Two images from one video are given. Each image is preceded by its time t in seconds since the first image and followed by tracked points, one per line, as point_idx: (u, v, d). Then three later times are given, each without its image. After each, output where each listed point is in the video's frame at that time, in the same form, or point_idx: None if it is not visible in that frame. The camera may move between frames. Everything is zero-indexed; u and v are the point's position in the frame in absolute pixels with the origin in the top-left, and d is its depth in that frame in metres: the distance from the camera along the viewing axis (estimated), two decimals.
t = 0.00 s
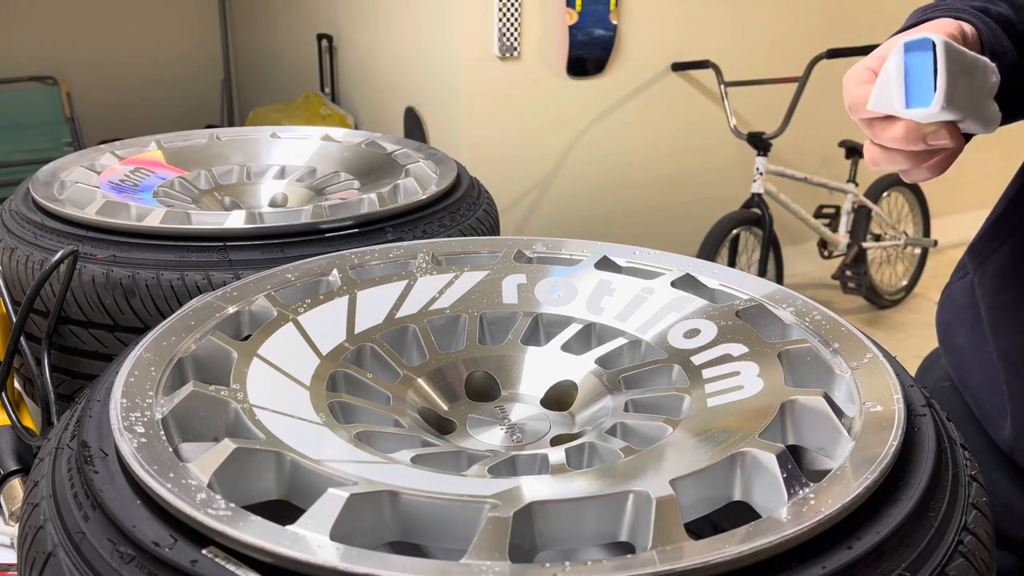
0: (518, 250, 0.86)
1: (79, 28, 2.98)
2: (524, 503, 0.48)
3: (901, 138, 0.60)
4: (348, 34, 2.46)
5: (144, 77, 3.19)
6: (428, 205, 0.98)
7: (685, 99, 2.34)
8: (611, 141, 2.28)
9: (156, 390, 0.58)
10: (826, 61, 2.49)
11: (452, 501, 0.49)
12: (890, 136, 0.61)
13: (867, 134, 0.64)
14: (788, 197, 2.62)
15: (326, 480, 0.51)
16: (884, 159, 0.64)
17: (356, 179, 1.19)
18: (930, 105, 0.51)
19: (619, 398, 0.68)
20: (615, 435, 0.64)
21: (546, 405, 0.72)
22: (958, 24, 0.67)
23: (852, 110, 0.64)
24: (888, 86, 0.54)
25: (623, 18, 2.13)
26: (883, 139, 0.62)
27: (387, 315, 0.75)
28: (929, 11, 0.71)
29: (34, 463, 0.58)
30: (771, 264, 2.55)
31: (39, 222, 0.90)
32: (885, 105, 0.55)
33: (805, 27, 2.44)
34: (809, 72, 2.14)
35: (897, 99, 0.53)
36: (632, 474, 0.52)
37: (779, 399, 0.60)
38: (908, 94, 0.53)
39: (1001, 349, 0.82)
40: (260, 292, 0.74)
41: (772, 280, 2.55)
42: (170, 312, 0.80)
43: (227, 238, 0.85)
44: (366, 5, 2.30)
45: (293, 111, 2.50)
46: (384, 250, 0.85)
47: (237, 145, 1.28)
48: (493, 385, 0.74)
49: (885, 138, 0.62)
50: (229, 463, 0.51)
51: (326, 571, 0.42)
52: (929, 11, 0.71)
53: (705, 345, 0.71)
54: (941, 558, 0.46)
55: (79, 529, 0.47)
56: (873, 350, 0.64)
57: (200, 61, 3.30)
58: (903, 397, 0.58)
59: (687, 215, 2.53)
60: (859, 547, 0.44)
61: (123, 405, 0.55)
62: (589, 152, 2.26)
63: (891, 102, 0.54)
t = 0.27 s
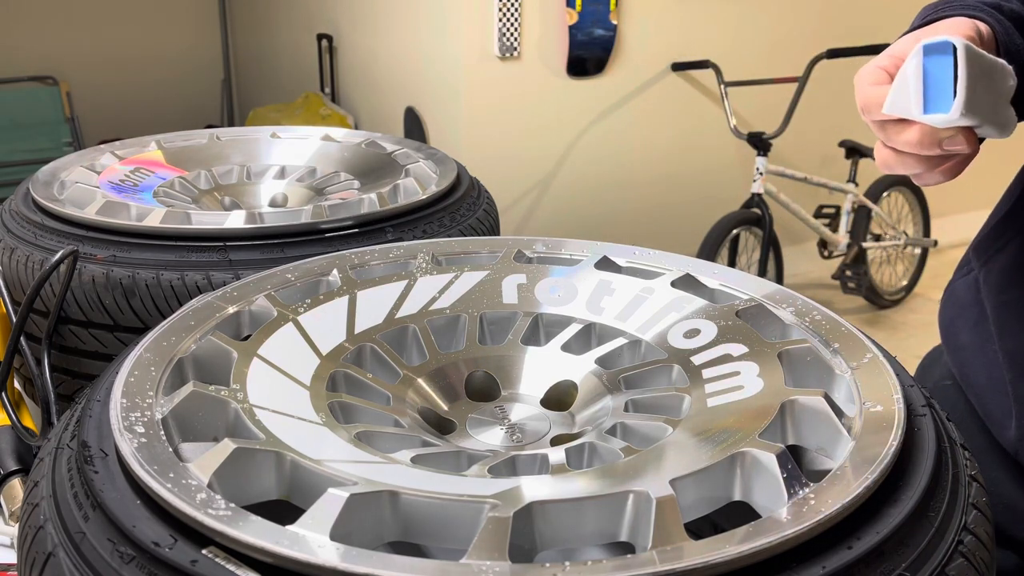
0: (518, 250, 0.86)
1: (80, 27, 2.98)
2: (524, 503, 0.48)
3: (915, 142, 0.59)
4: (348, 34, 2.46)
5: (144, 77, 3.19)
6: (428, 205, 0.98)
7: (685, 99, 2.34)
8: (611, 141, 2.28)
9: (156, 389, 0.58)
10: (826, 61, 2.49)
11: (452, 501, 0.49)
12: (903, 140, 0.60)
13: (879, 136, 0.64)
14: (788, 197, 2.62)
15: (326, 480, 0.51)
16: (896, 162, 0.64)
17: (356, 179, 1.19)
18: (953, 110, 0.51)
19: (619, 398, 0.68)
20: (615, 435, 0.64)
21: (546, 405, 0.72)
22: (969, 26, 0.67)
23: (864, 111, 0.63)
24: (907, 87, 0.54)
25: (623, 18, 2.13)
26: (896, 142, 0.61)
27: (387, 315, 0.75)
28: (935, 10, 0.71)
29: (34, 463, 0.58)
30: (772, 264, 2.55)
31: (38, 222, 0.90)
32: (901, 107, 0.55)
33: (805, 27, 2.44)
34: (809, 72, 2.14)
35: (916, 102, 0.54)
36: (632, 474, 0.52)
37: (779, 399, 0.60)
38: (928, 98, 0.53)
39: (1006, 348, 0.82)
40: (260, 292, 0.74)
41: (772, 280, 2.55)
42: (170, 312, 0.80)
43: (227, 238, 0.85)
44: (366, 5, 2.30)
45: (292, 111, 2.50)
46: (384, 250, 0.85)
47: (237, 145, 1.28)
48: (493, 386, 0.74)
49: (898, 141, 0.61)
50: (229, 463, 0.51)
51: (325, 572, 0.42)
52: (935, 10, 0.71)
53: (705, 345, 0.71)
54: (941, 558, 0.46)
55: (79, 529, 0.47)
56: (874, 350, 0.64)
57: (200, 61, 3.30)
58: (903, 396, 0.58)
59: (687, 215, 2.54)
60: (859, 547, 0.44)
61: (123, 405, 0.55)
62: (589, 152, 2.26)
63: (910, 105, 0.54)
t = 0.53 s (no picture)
0: (518, 250, 0.86)
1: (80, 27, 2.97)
2: (524, 503, 0.48)
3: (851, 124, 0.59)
4: (348, 34, 2.46)
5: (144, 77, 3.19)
6: (428, 205, 0.98)
7: (685, 99, 2.34)
8: (611, 141, 2.28)
9: (155, 389, 0.58)
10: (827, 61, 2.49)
11: (452, 501, 0.49)
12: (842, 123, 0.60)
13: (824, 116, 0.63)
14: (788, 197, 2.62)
15: (326, 480, 0.51)
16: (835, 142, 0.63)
17: (356, 179, 1.19)
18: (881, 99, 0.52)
19: (619, 398, 0.68)
20: (615, 435, 0.64)
21: (546, 405, 0.72)
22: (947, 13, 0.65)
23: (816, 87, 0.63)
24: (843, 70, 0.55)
25: (623, 18, 2.12)
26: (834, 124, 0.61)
27: (387, 315, 0.75)
28: None
29: (34, 463, 0.58)
30: (772, 264, 2.55)
31: (39, 222, 0.90)
32: (835, 89, 0.55)
33: (806, 26, 2.44)
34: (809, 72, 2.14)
35: (850, 85, 0.54)
36: (632, 474, 0.52)
37: (779, 399, 0.60)
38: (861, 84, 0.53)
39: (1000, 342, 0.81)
40: (260, 292, 0.74)
41: (772, 280, 2.55)
42: (170, 312, 0.80)
43: (227, 238, 0.85)
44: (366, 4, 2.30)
45: (292, 111, 2.50)
46: (384, 250, 0.85)
47: (237, 145, 1.28)
48: (493, 386, 0.74)
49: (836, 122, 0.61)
50: (229, 463, 0.51)
51: (325, 572, 0.42)
52: None
53: (705, 345, 0.71)
54: (941, 558, 0.46)
55: (79, 529, 0.47)
56: (873, 350, 0.64)
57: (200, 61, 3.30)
58: (903, 396, 0.58)
59: (687, 215, 2.54)
60: (860, 547, 0.44)
61: (123, 405, 0.55)
62: (589, 152, 2.26)
63: (842, 86, 0.54)
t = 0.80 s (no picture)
0: (518, 250, 0.86)
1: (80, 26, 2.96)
2: (524, 503, 0.48)
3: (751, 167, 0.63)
4: (348, 34, 2.46)
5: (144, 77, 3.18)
6: (428, 205, 0.98)
7: (684, 99, 2.34)
8: (611, 141, 2.28)
9: (155, 389, 0.58)
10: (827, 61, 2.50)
11: (452, 501, 0.49)
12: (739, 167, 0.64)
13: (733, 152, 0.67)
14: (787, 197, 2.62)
15: (326, 480, 0.51)
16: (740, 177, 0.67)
17: (356, 179, 1.19)
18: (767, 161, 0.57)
19: (619, 398, 0.68)
20: (615, 435, 0.63)
21: (546, 405, 0.72)
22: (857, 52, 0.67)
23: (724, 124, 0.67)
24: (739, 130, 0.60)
25: (623, 18, 2.12)
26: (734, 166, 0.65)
27: (387, 315, 0.75)
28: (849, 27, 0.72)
29: (34, 463, 0.58)
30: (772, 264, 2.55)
31: (39, 222, 0.90)
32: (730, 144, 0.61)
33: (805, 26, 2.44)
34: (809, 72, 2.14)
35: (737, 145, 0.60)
36: (632, 474, 0.52)
37: (779, 399, 0.60)
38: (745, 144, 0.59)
39: (965, 348, 0.78)
40: (260, 292, 0.74)
41: (772, 280, 2.55)
42: (170, 312, 0.80)
43: (227, 238, 0.85)
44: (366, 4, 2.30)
45: (292, 111, 2.50)
46: (383, 250, 0.84)
47: (236, 145, 1.28)
48: (493, 386, 0.74)
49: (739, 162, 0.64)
50: (229, 463, 0.51)
51: (325, 571, 0.42)
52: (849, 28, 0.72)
53: (705, 346, 0.71)
54: (941, 558, 0.46)
55: (79, 529, 0.47)
56: (873, 350, 0.64)
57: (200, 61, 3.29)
58: (903, 396, 0.58)
59: (687, 215, 2.54)
60: (859, 547, 0.44)
61: (122, 405, 0.55)
62: (589, 152, 2.26)
63: (735, 146, 0.59)
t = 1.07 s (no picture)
0: (518, 250, 0.86)
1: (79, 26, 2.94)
2: (524, 503, 0.48)
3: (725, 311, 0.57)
4: (348, 34, 2.46)
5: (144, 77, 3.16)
6: (429, 205, 0.98)
7: (684, 99, 2.34)
8: (611, 141, 2.28)
9: (156, 389, 0.58)
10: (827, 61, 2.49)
11: (452, 501, 0.49)
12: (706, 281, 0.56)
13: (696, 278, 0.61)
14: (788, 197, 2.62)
15: (326, 480, 0.51)
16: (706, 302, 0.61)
17: (356, 179, 1.19)
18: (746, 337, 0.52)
19: (619, 398, 0.68)
20: (615, 435, 0.63)
21: (546, 405, 0.72)
22: (812, 165, 0.64)
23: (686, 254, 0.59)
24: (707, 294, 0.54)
25: (623, 18, 2.12)
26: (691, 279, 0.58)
27: (387, 315, 0.75)
28: (783, 129, 0.70)
29: (34, 463, 0.58)
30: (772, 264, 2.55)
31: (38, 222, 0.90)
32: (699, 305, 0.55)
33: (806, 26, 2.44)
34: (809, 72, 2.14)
35: (720, 276, 0.52)
36: (632, 474, 0.52)
37: (778, 399, 0.60)
38: (738, 278, 0.51)
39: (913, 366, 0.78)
40: (260, 292, 0.74)
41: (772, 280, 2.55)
42: (170, 312, 0.80)
43: (226, 238, 0.85)
44: (366, 4, 2.30)
45: (292, 111, 2.50)
46: (383, 250, 0.85)
47: (236, 145, 1.28)
48: (493, 386, 0.74)
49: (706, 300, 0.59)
50: (229, 463, 0.51)
51: (325, 572, 0.42)
52: (783, 130, 0.69)
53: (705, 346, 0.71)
54: (941, 558, 0.46)
55: (79, 529, 0.47)
56: (874, 349, 0.64)
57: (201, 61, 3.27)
58: (902, 396, 0.58)
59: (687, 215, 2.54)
60: (859, 547, 0.44)
61: (122, 405, 0.55)
62: (589, 152, 2.26)
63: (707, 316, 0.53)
